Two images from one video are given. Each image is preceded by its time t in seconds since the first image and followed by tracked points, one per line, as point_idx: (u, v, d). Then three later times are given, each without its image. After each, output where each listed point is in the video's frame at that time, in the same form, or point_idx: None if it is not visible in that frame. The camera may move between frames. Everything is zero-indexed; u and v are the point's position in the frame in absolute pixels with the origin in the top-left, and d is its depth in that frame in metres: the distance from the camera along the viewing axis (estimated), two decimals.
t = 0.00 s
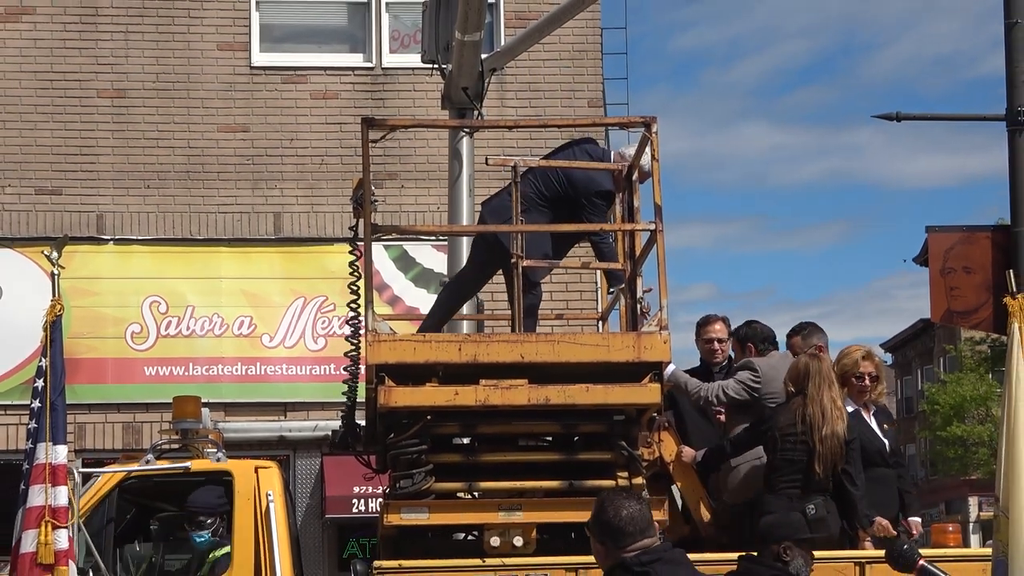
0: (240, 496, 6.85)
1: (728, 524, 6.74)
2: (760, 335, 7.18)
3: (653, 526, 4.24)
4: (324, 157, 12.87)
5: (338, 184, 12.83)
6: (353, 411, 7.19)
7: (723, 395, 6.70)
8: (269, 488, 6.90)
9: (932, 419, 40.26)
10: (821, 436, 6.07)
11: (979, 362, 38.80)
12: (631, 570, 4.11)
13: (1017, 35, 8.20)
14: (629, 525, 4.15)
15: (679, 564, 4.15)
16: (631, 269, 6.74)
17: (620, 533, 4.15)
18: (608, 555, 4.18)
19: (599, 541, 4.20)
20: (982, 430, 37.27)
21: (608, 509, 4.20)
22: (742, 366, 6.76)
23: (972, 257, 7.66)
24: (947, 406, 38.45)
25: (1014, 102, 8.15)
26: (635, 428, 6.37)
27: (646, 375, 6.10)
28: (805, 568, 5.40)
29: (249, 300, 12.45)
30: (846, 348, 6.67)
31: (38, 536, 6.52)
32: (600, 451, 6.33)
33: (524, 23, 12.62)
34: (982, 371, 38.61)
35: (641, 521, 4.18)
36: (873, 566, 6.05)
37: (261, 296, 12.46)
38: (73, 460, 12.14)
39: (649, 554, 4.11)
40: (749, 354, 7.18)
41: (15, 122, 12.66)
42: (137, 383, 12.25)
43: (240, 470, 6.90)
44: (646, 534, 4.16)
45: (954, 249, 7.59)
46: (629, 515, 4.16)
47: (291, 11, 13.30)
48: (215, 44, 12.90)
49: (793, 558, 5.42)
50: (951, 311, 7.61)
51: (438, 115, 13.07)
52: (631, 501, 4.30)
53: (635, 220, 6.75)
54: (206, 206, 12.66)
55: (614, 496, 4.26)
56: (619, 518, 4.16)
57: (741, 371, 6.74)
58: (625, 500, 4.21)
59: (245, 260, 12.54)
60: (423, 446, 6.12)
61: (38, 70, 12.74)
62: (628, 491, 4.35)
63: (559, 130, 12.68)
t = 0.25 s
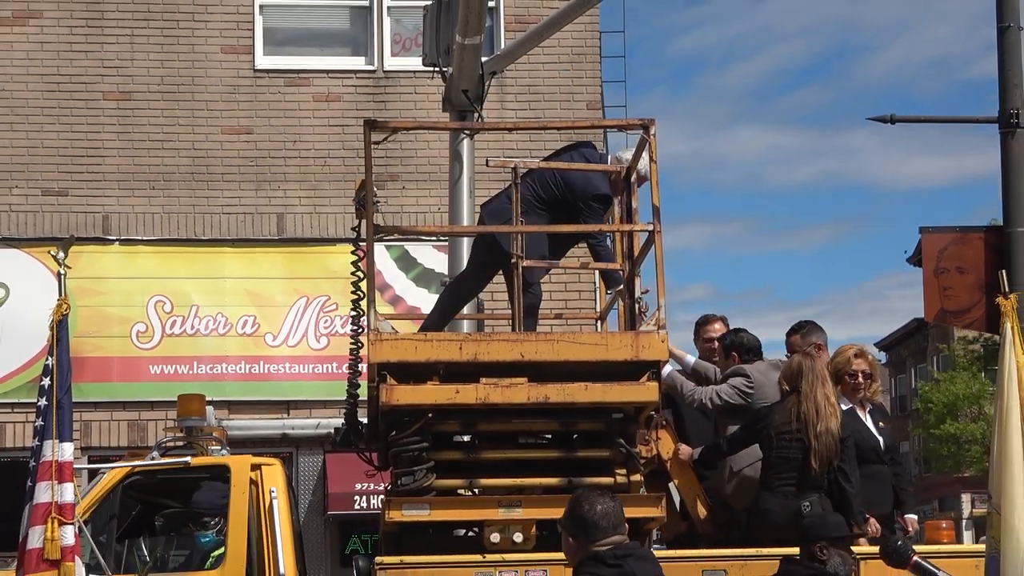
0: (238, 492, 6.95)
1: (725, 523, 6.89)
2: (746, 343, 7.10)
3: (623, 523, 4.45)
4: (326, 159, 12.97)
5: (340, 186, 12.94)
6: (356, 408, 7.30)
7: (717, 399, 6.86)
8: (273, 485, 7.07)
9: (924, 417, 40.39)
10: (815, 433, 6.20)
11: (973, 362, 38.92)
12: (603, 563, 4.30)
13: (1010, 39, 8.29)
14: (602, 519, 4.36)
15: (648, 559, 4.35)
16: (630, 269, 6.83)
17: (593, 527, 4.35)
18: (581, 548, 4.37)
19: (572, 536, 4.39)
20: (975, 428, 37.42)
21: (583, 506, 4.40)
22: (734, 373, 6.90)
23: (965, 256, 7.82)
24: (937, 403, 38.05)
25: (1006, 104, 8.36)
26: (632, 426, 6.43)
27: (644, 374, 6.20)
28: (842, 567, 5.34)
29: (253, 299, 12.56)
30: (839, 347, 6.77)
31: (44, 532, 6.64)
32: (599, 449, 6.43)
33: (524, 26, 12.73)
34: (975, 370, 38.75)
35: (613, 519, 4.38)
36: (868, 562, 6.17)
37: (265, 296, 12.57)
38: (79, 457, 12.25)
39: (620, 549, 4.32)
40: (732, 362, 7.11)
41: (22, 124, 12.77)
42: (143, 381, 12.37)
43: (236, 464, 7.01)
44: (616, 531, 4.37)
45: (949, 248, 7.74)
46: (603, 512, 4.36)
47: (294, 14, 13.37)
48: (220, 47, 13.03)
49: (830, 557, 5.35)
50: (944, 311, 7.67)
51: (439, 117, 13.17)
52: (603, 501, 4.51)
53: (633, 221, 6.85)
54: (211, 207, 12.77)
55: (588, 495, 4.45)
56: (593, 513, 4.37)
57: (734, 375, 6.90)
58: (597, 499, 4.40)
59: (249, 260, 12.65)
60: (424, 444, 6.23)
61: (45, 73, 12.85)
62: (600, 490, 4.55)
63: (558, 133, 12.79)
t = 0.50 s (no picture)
0: (227, 486, 7.00)
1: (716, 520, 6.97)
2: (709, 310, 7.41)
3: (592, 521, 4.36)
4: (329, 160, 13.09)
5: (342, 187, 13.07)
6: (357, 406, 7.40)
7: (708, 380, 7.09)
8: (276, 483, 7.18)
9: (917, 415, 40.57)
10: (808, 430, 6.26)
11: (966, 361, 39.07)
12: (575, 558, 4.20)
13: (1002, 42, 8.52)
14: (572, 515, 4.26)
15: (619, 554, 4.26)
16: (627, 270, 6.92)
17: (562, 522, 4.25)
18: (551, 545, 4.26)
19: (541, 531, 4.29)
20: (968, 426, 37.60)
21: (553, 501, 4.30)
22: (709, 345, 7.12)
23: (959, 258, 8.01)
24: (932, 403, 37.91)
25: (999, 106, 8.58)
26: (630, 424, 6.53)
27: (642, 372, 6.29)
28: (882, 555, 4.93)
29: (256, 299, 12.65)
30: (835, 346, 6.88)
31: (51, 528, 6.74)
32: (597, 446, 6.53)
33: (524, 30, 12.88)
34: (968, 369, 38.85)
35: (584, 514, 4.29)
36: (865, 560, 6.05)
37: (268, 296, 12.67)
38: (85, 455, 12.35)
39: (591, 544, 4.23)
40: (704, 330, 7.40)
41: (29, 127, 12.88)
42: (148, 380, 12.45)
43: (226, 458, 7.07)
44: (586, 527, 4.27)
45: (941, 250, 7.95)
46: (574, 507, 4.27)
47: (297, 18, 13.48)
48: (223, 51, 13.14)
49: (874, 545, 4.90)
50: (938, 311, 7.90)
51: (440, 120, 13.29)
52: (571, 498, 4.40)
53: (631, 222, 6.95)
54: (215, 209, 12.89)
55: (558, 490, 4.35)
56: (563, 508, 4.27)
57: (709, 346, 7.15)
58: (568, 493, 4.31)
59: (252, 261, 12.75)
60: (425, 441, 6.33)
61: (51, 76, 12.95)
62: (568, 487, 4.44)
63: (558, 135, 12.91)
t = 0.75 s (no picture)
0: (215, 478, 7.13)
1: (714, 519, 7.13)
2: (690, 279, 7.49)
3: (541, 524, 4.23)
4: (332, 163, 13.24)
5: (345, 190, 13.21)
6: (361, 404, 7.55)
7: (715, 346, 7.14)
8: (280, 479, 7.33)
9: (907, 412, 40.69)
10: (799, 426, 6.48)
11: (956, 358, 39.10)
12: (520, 565, 4.05)
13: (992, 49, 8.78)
14: (517, 520, 4.12)
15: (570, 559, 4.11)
16: (625, 270, 7.07)
17: (509, 529, 4.12)
18: (500, 553, 4.12)
19: (489, 539, 4.16)
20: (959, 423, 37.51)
21: (500, 507, 4.16)
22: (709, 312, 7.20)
23: (950, 259, 8.53)
24: (924, 400, 37.28)
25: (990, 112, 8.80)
26: (628, 422, 6.65)
27: (640, 371, 6.44)
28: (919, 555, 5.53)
29: (261, 299, 12.79)
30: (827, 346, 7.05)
31: (59, 524, 6.87)
32: (596, 444, 6.68)
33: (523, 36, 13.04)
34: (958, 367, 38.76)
35: (532, 519, 4.15)
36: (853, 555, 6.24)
37: (273, 296, 12.81)
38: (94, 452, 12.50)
39: (541, 549, 4.08)
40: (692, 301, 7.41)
41: (37, 130, 13.01)
42: (155, 378, 12.60)
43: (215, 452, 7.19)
44: (534, 531, 4.13)
45: (931, 251, 8.47)
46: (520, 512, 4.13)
47: (300, 24, 13.64)
48: (229, 56, 13.27)
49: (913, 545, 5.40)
50: (930, 310, 8.42)
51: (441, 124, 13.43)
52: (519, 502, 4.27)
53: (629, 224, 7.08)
54: (221, 211, 13.03)
55: (504, 495, 4.22)
56: (510, 514, 4.13)
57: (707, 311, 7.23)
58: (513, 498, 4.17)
59: (257, 262, 12.90)
60: (427, 439, 6.46)
61: (59, 80, 13.08)
62: (516, 491, 4.31)
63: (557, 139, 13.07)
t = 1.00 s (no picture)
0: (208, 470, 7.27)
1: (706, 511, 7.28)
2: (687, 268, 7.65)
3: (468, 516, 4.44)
4: (336, 167, 13.42)
5: (349, 192, 13.40)
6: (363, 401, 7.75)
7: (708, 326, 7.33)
8: (285, 474, 7.52)
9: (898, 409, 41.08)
10: (792, 421, 6.66)
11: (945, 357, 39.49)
12: (441, 563, 4.31)
13: (980, 54, 9.00)
14: (441, 519, 4.34)
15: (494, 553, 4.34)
16: (621, 270, 7.28)
17: (434, 527, 4.34)
18: (427, 548, 4.36)
19: (416, 534, 4.40)
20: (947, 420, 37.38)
21: (427, 505, 4.37)
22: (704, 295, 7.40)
23: (939, 260, 8.73)
24: (914, 398, 38.44)
25: (978, 116, 8.97)
26: (625, 420, 6.85)
27: (636, 369, 6.62)
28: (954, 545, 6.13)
29: (267, 299, 13.00)
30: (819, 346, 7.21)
31: (70, 519, 7.03)
32: (593, 440, 6.86)
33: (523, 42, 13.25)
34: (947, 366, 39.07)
35: (457, 517, 4.35)
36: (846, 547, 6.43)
37: (278, 296, 13.01)
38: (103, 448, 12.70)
39: (465, 544, 4.32)
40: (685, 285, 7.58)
41: (49, 134, 13.20)
42: (163, 376, 12.80)
43: (209, 445, 7.34)
44: (459, 527, 4.35)
45: (921, 252, 8.66)
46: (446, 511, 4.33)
47: (305, 30, 13.81)
48: (235, 62, 13.47)
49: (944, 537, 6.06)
50: (919, 310, 8.61)
51: (442, 128, 13.62)
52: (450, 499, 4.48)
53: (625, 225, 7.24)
54: (227, 212, 13.22)
55: (433, 493, 4.42)
56: (435, 513, 4.34)
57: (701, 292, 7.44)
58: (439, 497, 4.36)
59: (263, 262, 13.09)
60: (429, 436, 6.63)
61: (70, 85, 13.27)
62: (444, 487, 4.51)
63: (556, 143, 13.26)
